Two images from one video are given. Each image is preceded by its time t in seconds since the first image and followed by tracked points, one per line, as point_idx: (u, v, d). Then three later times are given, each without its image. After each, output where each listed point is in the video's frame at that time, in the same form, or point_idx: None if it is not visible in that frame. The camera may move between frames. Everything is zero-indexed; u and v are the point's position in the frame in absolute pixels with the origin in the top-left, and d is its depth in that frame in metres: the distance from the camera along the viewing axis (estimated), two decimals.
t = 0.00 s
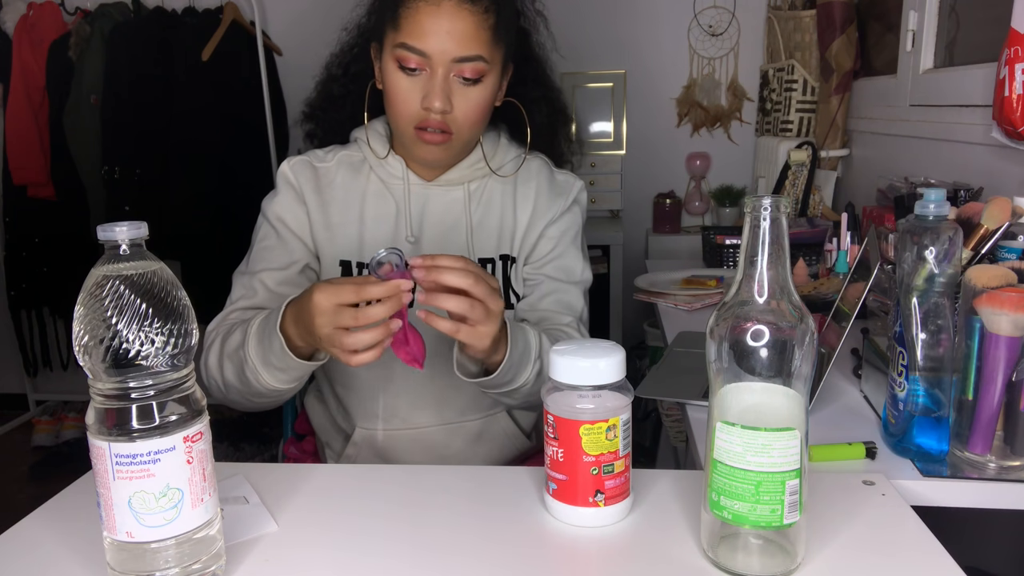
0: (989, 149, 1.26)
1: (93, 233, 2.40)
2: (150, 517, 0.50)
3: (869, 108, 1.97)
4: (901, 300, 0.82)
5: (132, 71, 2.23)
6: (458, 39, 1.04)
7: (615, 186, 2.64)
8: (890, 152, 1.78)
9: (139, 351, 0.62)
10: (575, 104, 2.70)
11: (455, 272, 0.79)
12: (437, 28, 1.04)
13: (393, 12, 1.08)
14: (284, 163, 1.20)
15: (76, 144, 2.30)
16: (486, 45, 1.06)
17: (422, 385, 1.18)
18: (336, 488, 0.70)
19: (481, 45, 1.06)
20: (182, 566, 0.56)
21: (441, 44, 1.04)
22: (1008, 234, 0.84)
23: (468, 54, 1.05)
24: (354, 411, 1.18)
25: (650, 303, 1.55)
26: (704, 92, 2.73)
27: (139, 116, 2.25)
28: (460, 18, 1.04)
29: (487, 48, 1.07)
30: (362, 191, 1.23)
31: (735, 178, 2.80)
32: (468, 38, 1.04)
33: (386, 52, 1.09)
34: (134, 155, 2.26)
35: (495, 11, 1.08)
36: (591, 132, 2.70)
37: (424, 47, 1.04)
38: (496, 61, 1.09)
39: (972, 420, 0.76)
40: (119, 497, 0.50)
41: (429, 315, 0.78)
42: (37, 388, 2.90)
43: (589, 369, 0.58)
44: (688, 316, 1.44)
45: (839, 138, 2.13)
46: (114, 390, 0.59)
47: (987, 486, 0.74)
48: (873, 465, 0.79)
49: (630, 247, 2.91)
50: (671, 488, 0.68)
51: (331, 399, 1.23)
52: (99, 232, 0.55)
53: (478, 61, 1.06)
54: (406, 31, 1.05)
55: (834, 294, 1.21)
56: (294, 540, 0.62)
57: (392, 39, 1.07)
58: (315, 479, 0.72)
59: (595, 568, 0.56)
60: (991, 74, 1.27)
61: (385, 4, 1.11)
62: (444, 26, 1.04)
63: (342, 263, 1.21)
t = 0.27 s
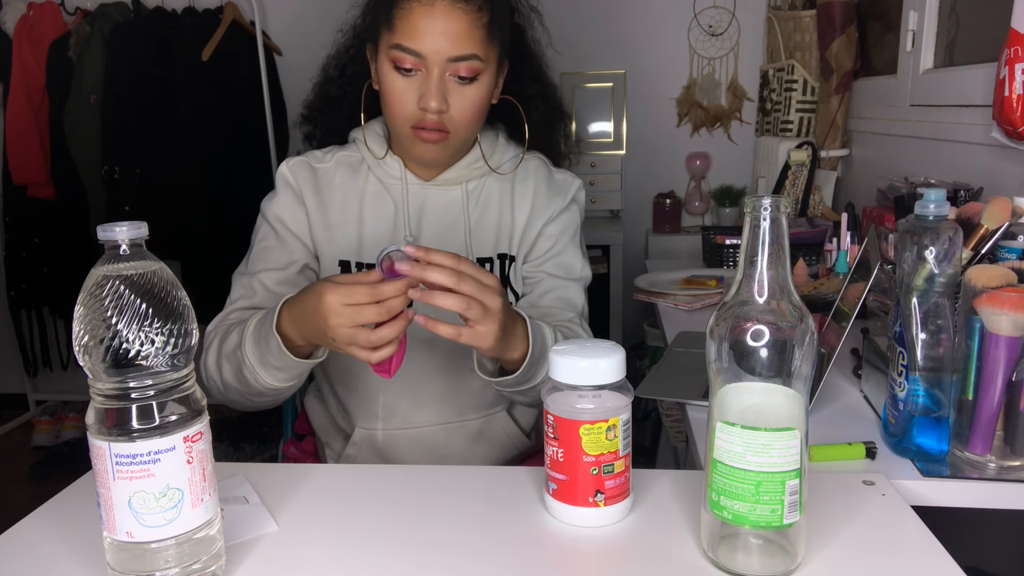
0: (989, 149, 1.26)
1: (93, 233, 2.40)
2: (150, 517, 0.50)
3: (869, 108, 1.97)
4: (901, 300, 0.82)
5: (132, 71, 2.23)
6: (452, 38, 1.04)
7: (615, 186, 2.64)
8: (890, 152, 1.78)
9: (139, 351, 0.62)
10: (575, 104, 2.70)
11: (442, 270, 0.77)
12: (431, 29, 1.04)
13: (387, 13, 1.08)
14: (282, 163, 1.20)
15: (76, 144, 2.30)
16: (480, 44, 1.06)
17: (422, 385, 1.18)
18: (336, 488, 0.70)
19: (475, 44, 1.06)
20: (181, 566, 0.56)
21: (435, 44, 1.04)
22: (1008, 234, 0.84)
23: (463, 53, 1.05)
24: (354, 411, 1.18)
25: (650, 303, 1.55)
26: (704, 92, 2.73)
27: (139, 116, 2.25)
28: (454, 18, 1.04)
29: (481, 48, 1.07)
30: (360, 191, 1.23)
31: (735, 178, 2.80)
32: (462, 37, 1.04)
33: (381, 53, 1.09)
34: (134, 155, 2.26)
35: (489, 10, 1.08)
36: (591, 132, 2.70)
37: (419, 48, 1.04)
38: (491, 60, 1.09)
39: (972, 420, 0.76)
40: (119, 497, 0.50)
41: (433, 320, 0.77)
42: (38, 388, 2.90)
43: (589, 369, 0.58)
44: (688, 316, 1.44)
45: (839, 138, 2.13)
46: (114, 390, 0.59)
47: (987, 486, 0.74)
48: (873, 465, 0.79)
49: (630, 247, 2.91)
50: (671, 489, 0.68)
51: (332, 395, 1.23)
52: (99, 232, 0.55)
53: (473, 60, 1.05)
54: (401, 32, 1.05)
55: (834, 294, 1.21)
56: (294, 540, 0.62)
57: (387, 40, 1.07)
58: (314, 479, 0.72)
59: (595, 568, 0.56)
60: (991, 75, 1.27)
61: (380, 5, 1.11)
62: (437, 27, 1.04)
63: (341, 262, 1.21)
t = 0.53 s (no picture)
0: (989, 149, 1.26)
1: (93, 233, 2.40)
2: (150, 517, 0.50)
3: (869, 108, 1.97)
4: (901, 301, 0.82)
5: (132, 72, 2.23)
6: (449, 39, 1.04)
7: (615, 186, 2.64)
8: (890, 152, 1.78)
9: (139, 351, 0.61)
10: (575, 104, 2.70)
11: (437, 262, 0.78)
12: (428, 29, 1.04)
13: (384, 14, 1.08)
14: (283, 164, 1.20)
15: (76, 144, 2.30)
16: (478, 44, 1.06)
17: (423, 384, 1.18)
18: (336, 488, 0.70)
19: (473, 44, 1.05)
20: (182, 565, 0.56)
21: (432, 44, 1.04)
22: (1008, 233, 0.84)
23: (460, 53, 1.05)
24: (354, 411, 1.18)
25: (650, 303, 1.55)
26: (704, 92, 2.73)
27: (140, 115, 2.25)
28: (451, 18, 1.04)
29: (479, 47, 1.06)
30: (360, 192, 1.23)
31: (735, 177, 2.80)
32: (459, 37, 1.04)
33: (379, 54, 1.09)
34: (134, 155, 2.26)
35: (486, 9, 1.08)
36: (591, 132, 2.70)
37: (416, 48, 1.04)
38: (489, 59, 1.09)
39: (972, 420, 0.76)
40: (119, 497, 0.50)
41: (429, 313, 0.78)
42: (38, 388, 2.90)
43: (589, 369, 0.58)
44: (688, 316, 1.44)
45: (839, 138, 2.13)
46: (114, 390, 0.59)
47: (987, 486, 0.74)
48: (873, 465, 0.79)
49: (630, 247, 2.91)
50: (671, 489, 0.68)
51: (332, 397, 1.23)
52: (99, 232, 0.55)
53: (471, 60, 1.05)
54: (398, 32, 1.05)
55: (834, 294, 1.21)
56: (294, 540, 0.62)
57: (384, 41, 1.07)
58: (314, 479, 0.72)
59: (595, 568, 0.56)
60: (991, 75, 1.27)
61: (377, 5, 1.11)
62: (435, 27, 1.04)
63: (341, 263, 1.21)
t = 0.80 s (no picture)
0: (989, 149, 1.26)
1: (93, 233, 2.40)
2: (150, 517, 0.50)
3: (868, 108, 1.97)
4: (901, 301, 0.82)
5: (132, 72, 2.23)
6: (449, 38, 1.04)
7: (615, 186, 2.64)
8: (890, 152, 1.78)
9: (140, 351, 0.62)
10: (575, 104, 2.69)
11: (440, 263, 0.79)
12: (428, 29, 1.04)
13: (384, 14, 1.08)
14: (283, 166, 1.20)
15: (76, 144, 2.30)
16: (478, 44, 1.06)
17: (422, 384, 1.18)
18: (336, 488, 0.70)
19: (473, 44, 1.06)
20: (181, 565, 0.56)
21: (432, 44, 1.04)
22: (1008, 233, 0.84)
23: (460, 53, 1.05)
24: (354, 412, 1.18)
25: (650, 303, 1.55)
26: (704, 92, 2.74)
27: (139, 115, 2.25)
28: (450, 18, 1.04)
29: (478, 47, 1.07)
30: (360, 192, 1.23)
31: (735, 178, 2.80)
32: (459, 37, 1.04)
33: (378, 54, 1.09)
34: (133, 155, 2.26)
35: (485, 9, 1.08)
36: (591, 132, 2.69)
37: (416, 48, 1.04)
38: (489, 59, 1.09)
39: (972, 420, 0.76)
40: (119, 497, 0.50)
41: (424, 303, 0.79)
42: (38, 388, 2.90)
43: (589, 369, 0.58)
44: (688, 316, 1.44)
45: (839, 138, 2.13)
46: (114, 390, 0.59)
47: (986, 486, 0.74)
48: (874, 465, 0.79)
49: (630, 247, 2.91)
50: (671, 489, 0.68)
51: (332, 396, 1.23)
52: (99, 231, 0.55)
53: (470, 59, 1.05)
54: (397, 33, 1.05)
55: (834, 294, 1.21)
56: (294, 540, 0.62)
57: (384, 41, 1.07)
58: (314, 479, 0.72)
59: (595, 568, 0.56)
60: (991, 75, 1.27)
61: (376, 5, 1.11)
62: (434, 27, 1.04)
63: (342, 263, 1.21)
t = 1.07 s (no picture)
0: (989, 149, 1.26)
1: (93, 233, 2.40)
2: (150, 517, 0.50)
3: (869, 108, 1.97)
4: (901, 301, 0.82)
5: (132, 72, 2.23)
6: (449, 36, 1.04)
7: (615, 186, 2.64)
8: (890, 153, 1.78)
9: (140, 351, 0.62)
10: (575, 104, 2.69)
11: (452, 246, 0.79)
12: (428, 27, 1.04)
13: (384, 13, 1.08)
14: (284, 164, 1.20)
15: (76, 144, 2.30)
16: (478, 42, 1.06)
17: (423, 384, 1.18)
18: (336, 488, 0.70)
19: (473, 42, 1.06)
20: (181, 566, 0.56)
21: (433, 42, 1.04)
22: (1008, 233, 0.84)
23: (460, 51, 1.05)
24: (354, 412, 1.18)
25: (650, 303, 1.55)
26: (704, 92, 2.74)
27: (140, 116, 2.25)
28: (451, 17, 1.04)
29: (478, 45, 1.06)
30: (361, 192, 1.23)
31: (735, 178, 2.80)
32: (459, 36, 1.04)
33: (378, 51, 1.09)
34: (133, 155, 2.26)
35: (485, 8, 1.08)
36: (591, 132, 2.69)
37: (415, 46, 1.04)
38: (489, 57, 1.09)
39: (972, 420, 0.76)
40: (119, 497, 0.50)
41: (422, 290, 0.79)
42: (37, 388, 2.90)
43: (589, 369, 0.58)
44: (688, 316, 1.44)
45: (839, 138, 2.13)
46: (114, 390, 0.59)
47: (986, 486, 0.74)
48: (874, 465, 0.79)
49: (630, 247, 2.91)
50: (671, 489, 0.68)
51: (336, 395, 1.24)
52: (99, 232, 0.55)
53: (470, 57, 1.05)
54: (398, 31, 1.05)
55: (834, 294, 1.21)
56: (293, 540, 0.62)
57: (384, 39, 1.07)
58: (314, 479, 0.72)
59: (595, 568, 0.56)
60: (991, 75, 1.27)
61: (376, 4, 1.11)
62: (434, 25, 1.04)
63: (342, 262, 1.21)
